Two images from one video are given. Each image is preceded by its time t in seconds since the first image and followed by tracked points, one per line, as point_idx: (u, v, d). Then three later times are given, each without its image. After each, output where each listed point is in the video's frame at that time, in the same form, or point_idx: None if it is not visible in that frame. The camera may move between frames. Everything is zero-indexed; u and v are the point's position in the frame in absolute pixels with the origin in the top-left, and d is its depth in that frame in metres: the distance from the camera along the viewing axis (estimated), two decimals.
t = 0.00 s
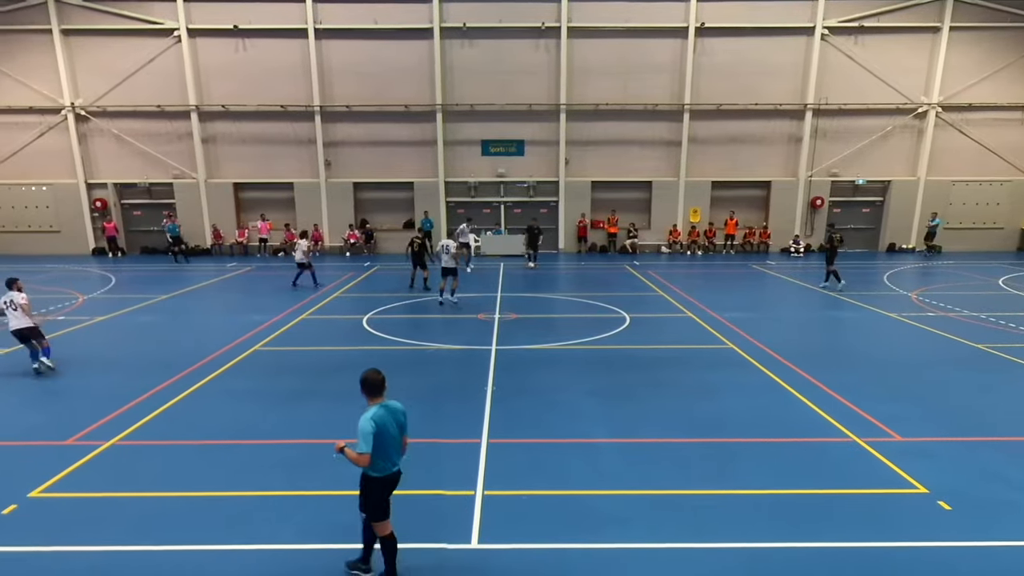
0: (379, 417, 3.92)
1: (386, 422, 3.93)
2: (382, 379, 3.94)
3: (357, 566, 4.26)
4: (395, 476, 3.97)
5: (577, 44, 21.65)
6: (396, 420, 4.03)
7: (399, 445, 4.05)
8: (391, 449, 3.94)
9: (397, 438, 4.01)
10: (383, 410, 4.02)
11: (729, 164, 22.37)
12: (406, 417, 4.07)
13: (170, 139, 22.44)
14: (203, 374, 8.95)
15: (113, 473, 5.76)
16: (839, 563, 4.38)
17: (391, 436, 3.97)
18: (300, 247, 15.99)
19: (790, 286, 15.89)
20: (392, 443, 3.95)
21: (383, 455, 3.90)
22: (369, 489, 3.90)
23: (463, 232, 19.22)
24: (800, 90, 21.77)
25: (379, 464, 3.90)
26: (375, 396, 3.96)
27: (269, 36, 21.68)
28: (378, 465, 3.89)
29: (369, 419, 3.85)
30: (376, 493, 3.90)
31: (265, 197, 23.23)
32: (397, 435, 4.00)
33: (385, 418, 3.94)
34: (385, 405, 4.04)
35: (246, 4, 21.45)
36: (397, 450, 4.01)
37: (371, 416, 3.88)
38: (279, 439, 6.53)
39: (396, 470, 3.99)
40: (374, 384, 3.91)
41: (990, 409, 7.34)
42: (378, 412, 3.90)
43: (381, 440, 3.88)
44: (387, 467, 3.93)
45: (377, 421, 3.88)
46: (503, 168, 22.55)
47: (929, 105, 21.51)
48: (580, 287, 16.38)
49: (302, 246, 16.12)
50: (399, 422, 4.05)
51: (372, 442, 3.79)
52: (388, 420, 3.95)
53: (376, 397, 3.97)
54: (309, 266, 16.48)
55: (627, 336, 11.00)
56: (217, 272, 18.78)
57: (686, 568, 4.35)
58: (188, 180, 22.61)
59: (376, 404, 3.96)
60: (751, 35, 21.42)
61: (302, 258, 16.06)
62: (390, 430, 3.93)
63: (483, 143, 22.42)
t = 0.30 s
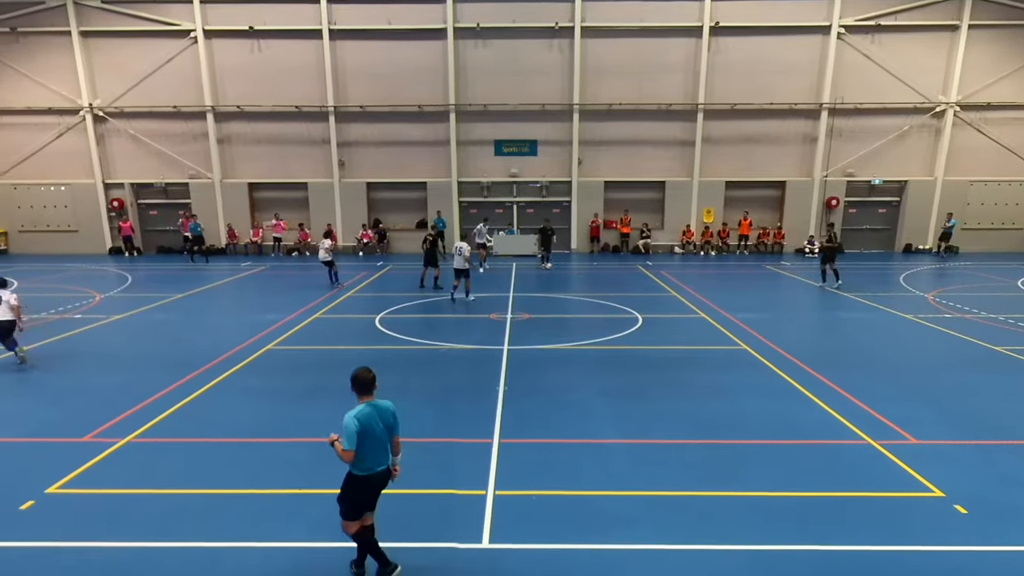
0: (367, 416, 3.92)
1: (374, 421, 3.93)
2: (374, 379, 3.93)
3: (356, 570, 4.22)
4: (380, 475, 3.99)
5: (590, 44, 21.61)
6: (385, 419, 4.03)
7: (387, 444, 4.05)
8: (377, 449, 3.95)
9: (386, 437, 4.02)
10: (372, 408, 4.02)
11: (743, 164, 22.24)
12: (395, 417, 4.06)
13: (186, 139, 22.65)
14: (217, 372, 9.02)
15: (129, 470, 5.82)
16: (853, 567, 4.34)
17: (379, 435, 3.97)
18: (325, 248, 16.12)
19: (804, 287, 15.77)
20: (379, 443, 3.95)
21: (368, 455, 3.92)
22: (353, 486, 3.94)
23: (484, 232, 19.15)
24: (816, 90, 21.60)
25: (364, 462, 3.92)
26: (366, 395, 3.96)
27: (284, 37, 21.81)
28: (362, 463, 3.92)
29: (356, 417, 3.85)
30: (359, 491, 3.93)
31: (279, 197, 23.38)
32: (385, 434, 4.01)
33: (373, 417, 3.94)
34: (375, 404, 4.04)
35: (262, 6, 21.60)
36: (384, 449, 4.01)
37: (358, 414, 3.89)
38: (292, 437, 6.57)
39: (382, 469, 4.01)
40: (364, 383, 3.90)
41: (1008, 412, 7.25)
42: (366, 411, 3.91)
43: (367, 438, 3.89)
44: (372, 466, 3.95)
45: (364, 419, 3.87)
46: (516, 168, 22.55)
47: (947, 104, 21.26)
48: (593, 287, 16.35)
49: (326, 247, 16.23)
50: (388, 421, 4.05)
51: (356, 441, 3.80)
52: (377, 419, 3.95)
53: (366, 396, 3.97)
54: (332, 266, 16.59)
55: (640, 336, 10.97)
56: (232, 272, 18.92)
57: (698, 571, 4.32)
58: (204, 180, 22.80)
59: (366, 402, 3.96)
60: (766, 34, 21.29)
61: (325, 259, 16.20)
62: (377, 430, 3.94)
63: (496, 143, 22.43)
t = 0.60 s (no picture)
0: (372, 413, 3.93)
1: (380, 419, 3.93)
2: (380, 377, 3.92)
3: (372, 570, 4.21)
4: (386, 472, 4.00)
5: (612, 43, 21.53)
6: (393, 418, 4.01)
7: (394, 442, 4.05)
8: (382, 446, 3.95)
9: (392, 435, 4.01)
10: (381, 405, 4.02)
11: (766, 163, 22.00)
12: (404, 416, 4.05)
13: (211, 140, 22.96)
14: (239, 370, 9.12)
15: (154, 465, 5.91)
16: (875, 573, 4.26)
17: (385, 433, 3.98)
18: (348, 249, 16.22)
19: (828, 288, 15.55)
20: (384, 440, 3.96)
21: (372, 451, 3.93)
22: (358, 482, 3.97)
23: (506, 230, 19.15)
24: (841, 88, 21.29)
25: (367, 458, 3.93)
26: (373, 393, 3.96)
27: (308, 38, 22.01)
28: (367, 459, 3.94)
29: (360, 415, 3.86)
30: (363, 487, 3.96)
31: (302, 197, 23.60)
32: (392, 433, 4.00)
33: (378, 414, 3.94)
34: (384, 401, 4.03)
35: (287, 7, 21.82)
36: (389, 447, 4.01)
37: (363, 412, 3.90)
38: (313, 435, 6.63)
39: (388, 466, 4.01)
40: (370, 381, 3.90)
41: None
42: (372, 408, 3.91)
43: (371, 436, 3.90)
44: (376, 463, 3.97)
45: (368, 417, 3.88)
46: (536, 168, 22.53)
47: (976, 102, 20.84)
48: (613, 287, 16.27)
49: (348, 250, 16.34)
50: (396, 419, 4.04)
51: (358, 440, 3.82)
52: (383, 418, 3.95)
53: (374, 393, 3.97)
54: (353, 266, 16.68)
55: (661, 337, 10.90)
56: (255, 271, 19.13)
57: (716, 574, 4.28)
58: (228, 180, 23.09)
59: (373, 400, 3.97)
60: (790, 32, 21.05)
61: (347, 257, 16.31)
62: (383, 428, 3.94)
63: (517, 143, 22.43)
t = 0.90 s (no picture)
0: (392, 412, 3.95)
1: (399, 418, 3.96)
2: (401, 376, 3.94)
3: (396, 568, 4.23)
4: (404, 470, 4.02)
5: (641, 42, 21.40)
6: (412, 416, 4.03)
7: (413, 441, 4.06)
8: (401, 444, 3.97)
9: (411, 434, 4.03)
10: (400, 404, 4.04)
11: (798, 163, 21.66)
12: (423, 415, 4.06)
13: (243, 140, 23.33)
14: (268, 367, 9.25)
15: (184, 460, 6.03)
16: None
17: (405, 431, 4.00)
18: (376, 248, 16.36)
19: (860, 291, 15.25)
20: (403, 439, 3.98)
21: (391, 449, 3.95)
22: (378, 479, 3.99)
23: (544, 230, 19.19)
24: (876, 86, 20.86)
25: (386, 456, 3.95)
26: (393, 391, 3.98)
27: (339, 39, 22.24)
28: (386, 457, 3.96)
29: (380, 412, 3.88)
30: (382, 485, 3.98)
31: (331, 197, 23.86)
32: (411, 432, 4.02)
33: (398, 413, 3.96)
34: (403, 400, 4.05)
35: (318, 9, 22.07)
36: (408, 446, 4.03)
37: (383, 410, 3.93)
38: (339, 432, 6.69)
39: (408, 465, 4.03)
40: (390, 379, 3.92)
41: None
42: (391, 407, 3.93)
43: (391, 434, 3.92)
44: (395, 461, 3.98)
45: (388, 415, 3.91)
46: (563, 168, 22.48)
47: (1018, 100, 20.27)
48: (640, 288, 16.16)
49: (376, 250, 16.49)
50: (416, 418, 4.05)
51: (378, 438, 3.84)
52: (402, 416, 3.97)
53: (394, 391, 3.99)
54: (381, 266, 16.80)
55: (688, 339, 10.80)
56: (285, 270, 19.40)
57: None
58: (259, 180, 23.46)
59: (393, 399, 3.99)
60: (823, 30, 20.70)
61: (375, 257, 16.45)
62: (403, 426, 3.96)
63: (545, 143, 22.40)
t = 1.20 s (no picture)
0: (426, 410, 3.98)
1: (434, 416, 3.99)
2: (436, 374, 3.96)
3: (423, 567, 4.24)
4: (438, 469, 4.04)
5: (676, 41, 21.20)
6: (446, 415, 4.05)
7: (447, 439, 4.08)
8: (435, 443, 4.00)
9: (445, 433, 4.05)
10: (435, 402, 4.06)
11: (835, 163, 21.23)
12: (458, 415, 4.08)
13: (279, 141, 23.72)
14: (301, 364, 9.39)
15: (220, 454, 6.16)
16: None
17: (439, 430, 4.02)
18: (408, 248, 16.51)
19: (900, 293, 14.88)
20: (437, 437, 4.00)
21: (425, 448, 3.98)
22: (411, 477, 4.01)
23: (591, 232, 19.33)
24: (919, 84, 20.33)
25: (421, 454, 3.98)
26: (429, 390, 4.00)
27: (374, 41, 22.48)
28: (421, 455, 3.98)
29: (415, 411, 3.91)
30: (416, 482, 4.00)
31: (364, 197, 24.13)
32: (445, 431, 4.04)
33: (434, 411, 3.99)
34: (438, 399, 4.08)
35: (354, 11, 22.32)
36: (443, 444, 4.05)
37: (418, 408, 3.95)
38: (370, 429, 6.77)
39: (441, 464, 4.06)
40: (426, 378, 3.94)
41: None
42: (426, 405, 3.96)
43: (426, 432, 3.96)
44: (430, 459, 4.01)
45: (424, 413, 3.94)
46: (595, 168, 22.38)
47: None
48: (671, 289, 16.00)
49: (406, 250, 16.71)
50: (450, 417, 4.07)
51: (413, 436, 3.87)
52: (437, 414, 3.99)
53: (429, 390, 4.01)
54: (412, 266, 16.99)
55: (721, 341, 10.66)
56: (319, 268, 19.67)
57: None
58: (295, 180, 23.84)
59: (428, 397, 4.01)
60: (864, 26, 20.25)
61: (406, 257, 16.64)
62: (437, 426, 3.98)
63: (577, 143, 22.33)
